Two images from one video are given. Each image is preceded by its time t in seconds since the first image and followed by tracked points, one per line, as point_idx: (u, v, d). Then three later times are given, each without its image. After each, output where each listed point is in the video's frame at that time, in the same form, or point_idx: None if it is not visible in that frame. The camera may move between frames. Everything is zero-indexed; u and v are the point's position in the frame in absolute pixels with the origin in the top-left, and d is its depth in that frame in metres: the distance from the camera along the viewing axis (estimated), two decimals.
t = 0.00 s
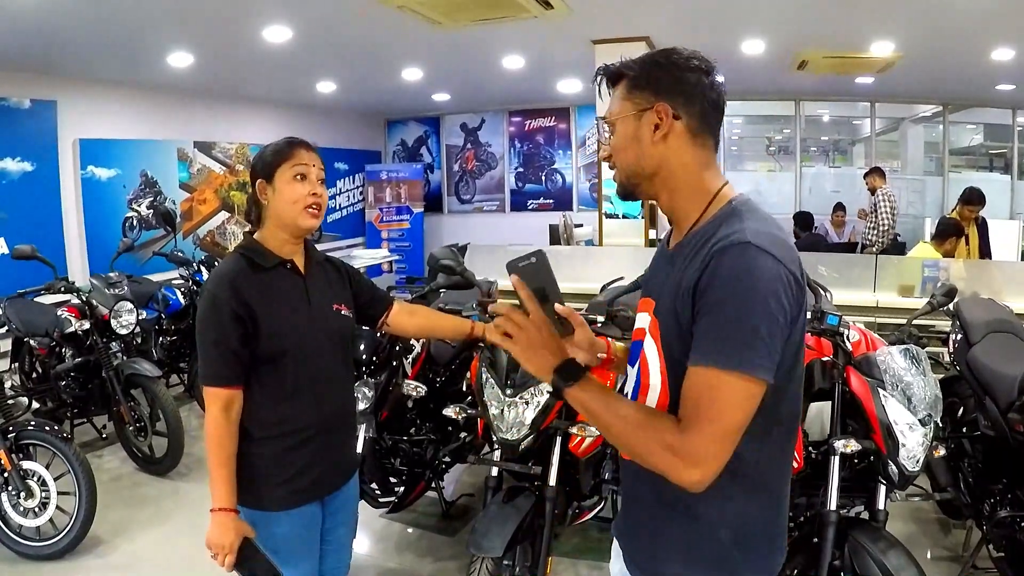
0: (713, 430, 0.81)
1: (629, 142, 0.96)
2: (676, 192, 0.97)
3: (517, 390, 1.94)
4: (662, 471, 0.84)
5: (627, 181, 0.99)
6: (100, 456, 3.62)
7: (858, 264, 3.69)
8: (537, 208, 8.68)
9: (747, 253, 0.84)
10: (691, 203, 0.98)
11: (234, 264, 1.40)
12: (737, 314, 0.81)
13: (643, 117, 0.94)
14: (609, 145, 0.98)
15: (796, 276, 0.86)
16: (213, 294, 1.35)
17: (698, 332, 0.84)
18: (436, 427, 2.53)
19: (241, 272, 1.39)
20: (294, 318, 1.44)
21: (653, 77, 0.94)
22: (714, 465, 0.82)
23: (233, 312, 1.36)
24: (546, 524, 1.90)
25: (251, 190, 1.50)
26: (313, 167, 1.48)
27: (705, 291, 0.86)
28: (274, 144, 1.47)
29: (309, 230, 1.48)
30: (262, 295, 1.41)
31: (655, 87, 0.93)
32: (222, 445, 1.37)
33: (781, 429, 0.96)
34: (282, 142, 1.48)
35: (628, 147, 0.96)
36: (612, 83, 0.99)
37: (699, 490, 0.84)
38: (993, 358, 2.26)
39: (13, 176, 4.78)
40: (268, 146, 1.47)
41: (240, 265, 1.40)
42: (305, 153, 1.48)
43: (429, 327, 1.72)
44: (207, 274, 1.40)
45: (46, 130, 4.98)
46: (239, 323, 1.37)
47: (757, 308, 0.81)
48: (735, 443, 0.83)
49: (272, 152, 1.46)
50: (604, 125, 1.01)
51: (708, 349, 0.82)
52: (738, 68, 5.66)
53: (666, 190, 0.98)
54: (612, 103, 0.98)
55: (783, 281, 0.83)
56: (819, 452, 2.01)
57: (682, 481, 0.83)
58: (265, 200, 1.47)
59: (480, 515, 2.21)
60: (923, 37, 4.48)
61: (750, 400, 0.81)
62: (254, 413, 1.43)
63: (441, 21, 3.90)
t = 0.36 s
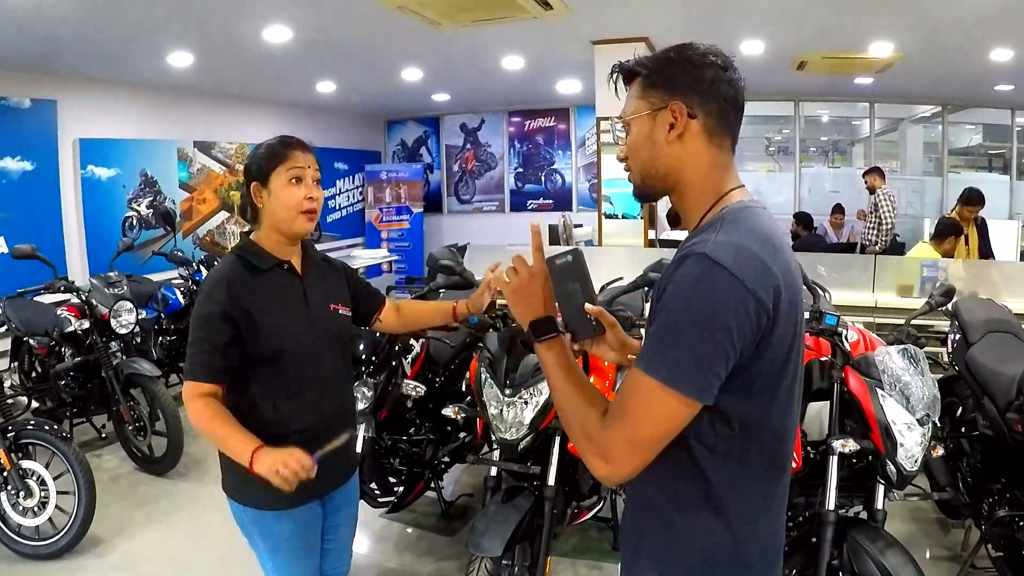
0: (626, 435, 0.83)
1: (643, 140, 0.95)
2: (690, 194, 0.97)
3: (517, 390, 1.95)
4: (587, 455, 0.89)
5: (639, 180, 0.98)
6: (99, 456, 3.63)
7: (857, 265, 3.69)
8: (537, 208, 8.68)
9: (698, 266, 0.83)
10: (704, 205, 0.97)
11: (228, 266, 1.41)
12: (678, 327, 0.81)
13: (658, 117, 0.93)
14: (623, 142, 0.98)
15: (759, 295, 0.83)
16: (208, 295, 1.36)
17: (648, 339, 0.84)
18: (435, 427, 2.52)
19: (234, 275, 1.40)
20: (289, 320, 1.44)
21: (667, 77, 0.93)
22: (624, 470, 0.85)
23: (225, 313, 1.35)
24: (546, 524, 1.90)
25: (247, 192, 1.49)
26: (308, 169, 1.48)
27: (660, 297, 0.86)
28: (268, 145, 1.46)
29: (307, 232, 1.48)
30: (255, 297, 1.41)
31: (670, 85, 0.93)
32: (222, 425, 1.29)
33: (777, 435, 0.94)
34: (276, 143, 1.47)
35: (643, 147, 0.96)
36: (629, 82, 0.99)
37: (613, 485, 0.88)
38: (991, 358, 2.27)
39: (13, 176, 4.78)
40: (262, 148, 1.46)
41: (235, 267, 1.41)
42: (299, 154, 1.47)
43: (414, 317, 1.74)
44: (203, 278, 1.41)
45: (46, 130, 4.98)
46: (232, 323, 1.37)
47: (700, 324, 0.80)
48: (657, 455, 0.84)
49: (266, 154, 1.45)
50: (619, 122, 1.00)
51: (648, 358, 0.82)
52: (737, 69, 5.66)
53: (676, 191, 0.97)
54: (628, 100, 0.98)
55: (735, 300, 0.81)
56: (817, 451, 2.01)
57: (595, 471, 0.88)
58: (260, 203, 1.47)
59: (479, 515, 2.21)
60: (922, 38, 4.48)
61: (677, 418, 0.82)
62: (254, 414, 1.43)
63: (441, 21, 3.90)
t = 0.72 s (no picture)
0: (713, 470, 0.79)
1: (641, 139, 0.95)
2: (690, 195, 0.96)
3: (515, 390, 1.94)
4: (683, 515, 0.82)
5: (639, 181, 0.98)
6: (98, 457, 3.62)
7: (856, 264, 3.69)
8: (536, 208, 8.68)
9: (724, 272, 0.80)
10: (703, 205, 0.96)
11: (231, 265, 1.40)
12: (717, 338, 0.78)
13: (656, 116, 0.93)
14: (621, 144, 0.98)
15: (784, 290, 0.82)
16: (213, 292, 1.35)
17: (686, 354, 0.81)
18: (434, 427, 2.52)
19: (238, 273, 1.39)
20: (293, 318, 1.44)
21: (664, 76, 0.93)
22: (729, 505, 0.80)
23: (231, 308, 1.34)
24: (546, 525, 1.90)
25: (246, 194, 1.49)
26: (308, 171, 1.47)
27: (686, 311, 0.83)
28: (269, 146, 1.46)
29: (308, 233, 1.48)
30: (260, 294, 1.40)
31: (667, 84, 0.93)
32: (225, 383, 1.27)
33: (782, 435, 0.94)
34: (276, 143, 1.46)
35: (641, 147, 0.95)
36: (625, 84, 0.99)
37: (719, 527, 0.82)
38: (991, 358, 2.27)
39: (11, 177, 4.78)
40: (263, 150, 1.45)
41: (238, 266, 1.40)
42: (301, 156, 1.47)
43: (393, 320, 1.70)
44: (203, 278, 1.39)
45: (44, 131, 4.98)
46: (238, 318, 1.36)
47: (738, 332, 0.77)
48: (752, 472, 0.80)
49: (267, 156, 1.44)
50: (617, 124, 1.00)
51: (693, 376, 0.79)
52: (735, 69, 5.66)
53: (677, 191, 0.96)
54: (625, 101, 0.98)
55: (765, 300, 0.79)
56: (817, 451, 2.00)
57: (705, 522, 0.81)
58: (261, 206, 1.46)
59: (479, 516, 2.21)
60: (920, 38, 4.48)
61: (754, 425, 0.79)
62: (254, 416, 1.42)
63: (439, 21, 3.90)
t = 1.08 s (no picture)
0: (763, 461, 0.76)
1: (631, 135, 0.95)
2: (679, 193, 0.96)
3: (514, 390, 1.95)
4: (752, 521, 0.78)
5: (627, 176, 0.98)
6: (98, 456, 3.62)
7: (856, 264, 3.69)
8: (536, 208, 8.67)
9: (737, 264, 0.78)
10: (692, 202, 0.96)
11: (228, 268, 1.40)
12: (740, 331, 0.76)
13: (649, 113, 0.93)
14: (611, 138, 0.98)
15: (791, 276, 0.81)
16: (209, 298, 1.36)
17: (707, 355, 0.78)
18: (434, 427, 2.51)
19: (235, 277, 1.39)
20: (291, 321, 1.44)
21: (657, 72, 0.93)
22: (791, 490, 0.77)
23: (223, 314, 1.34)
24: (545, 524, 1.90)
25: (243, 195, 1.49)
26: (307, 171, 1.48)
27: (699, 309, 0.80)
28: (265, 146, 1.46)
29: (307, 233, 1.48)
30: (256, 298, 1.40)
31: (659, 80, 0.92)
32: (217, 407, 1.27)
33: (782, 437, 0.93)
34: (273, 143, 1.46)
35: (632, 143, 0.95)
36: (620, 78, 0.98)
37: (789, 515, 0.78)
38: (991, 359, 2.27)
39: (11, 176, 4.78)
40: (258, 150, 1.46)
41: (235, 269, 1.40)
42: (298, 155, 1.47)
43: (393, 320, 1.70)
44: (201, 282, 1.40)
45: (44, 130, 4.98)
46: (232, 325, 1.35)
47: (760, 322, 0.75)
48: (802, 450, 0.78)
49: (263, 156, 1.44)
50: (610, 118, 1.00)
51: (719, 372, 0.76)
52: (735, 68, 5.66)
53: (666, 187, 0.96)
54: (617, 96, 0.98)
55: (778, 287, 0.78)
56: (816, 451, 2.01)
57: (777, 515, 0.78)
58: (259, 207, 1.46)
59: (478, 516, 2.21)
60: (920, 38, 4.49)
61: (792, 405, 0.77)
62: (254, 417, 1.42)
63: (439, 21, 3.90)
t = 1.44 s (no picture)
0: (745, 430, 0.86)
1: (625, 140, 1.00)
2: (669, 191, 1.03)
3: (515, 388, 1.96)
4: (695, 467, 0.89)
5: (621, 178, 1.04)
6: (98, 454, 3.63)
7: (856, 264, 3.69)
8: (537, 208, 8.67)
9: (742, 252, 0.88)
10: (683, 199, 1.02)
11: (224, 269, 1.41)
12: (743, 311, 0.85)
13: (639, 116, 0.99)
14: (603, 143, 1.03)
15: (784, 267, 0.92)
16: (205, 298, 1.37)
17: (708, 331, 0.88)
18: (434, 425, 2.52)
19: (231, 278, 1.39)
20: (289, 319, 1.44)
21: (646, 79, 0.98)
22: (738, 462, 0.87)
23: (220, 315, 1.35)
24: (545, 523, 1.91)
25: (241, 194, 1.49)
26: (304, 168, 1.47)
27: (702, 292, 0.90)
28: (262, 144, 1.46)
29: (305, 231, 1.48)
30: (253, 298, 1.40)
31: (650, 87, 0.98)
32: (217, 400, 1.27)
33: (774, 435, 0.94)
34: (269, 141, 1.46)
35: (626, 145, 1.01)
36: (607, 84, 1.04)
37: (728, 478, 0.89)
38: (991, 358, 2.27)
39: (13, 174, 4.78)
40: (255, 149, 1.45)
41: (233, 269, 1.41)
42: (294, 152, 1.47)
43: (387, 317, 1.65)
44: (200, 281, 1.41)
45: (46, 129, 4.98)
46: (228, 325, 1.36)
47: (763, 304, 0.86)
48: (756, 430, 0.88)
49: (260, 155, 1.44)
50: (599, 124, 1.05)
51: (718, 346, 0.86)
52: (736, 68, 5.66)
53: (658, 186, 1.03)
54: (607, 101, 1.03)
55: (776, 274, 0.88)
56: (816, 451, 2.01)
57: (715, 476, 0.89)
58: (257, 206, 1.46)
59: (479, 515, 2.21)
60: (921, 37, 4.48)
61: (762, 387, 0.86)
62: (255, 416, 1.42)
63: (440, 20, 3.90)
